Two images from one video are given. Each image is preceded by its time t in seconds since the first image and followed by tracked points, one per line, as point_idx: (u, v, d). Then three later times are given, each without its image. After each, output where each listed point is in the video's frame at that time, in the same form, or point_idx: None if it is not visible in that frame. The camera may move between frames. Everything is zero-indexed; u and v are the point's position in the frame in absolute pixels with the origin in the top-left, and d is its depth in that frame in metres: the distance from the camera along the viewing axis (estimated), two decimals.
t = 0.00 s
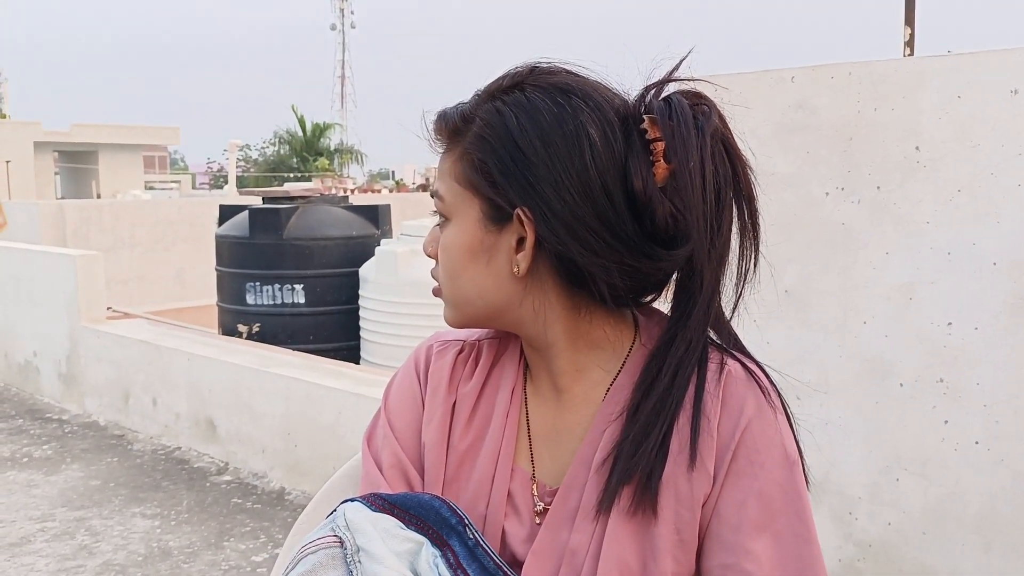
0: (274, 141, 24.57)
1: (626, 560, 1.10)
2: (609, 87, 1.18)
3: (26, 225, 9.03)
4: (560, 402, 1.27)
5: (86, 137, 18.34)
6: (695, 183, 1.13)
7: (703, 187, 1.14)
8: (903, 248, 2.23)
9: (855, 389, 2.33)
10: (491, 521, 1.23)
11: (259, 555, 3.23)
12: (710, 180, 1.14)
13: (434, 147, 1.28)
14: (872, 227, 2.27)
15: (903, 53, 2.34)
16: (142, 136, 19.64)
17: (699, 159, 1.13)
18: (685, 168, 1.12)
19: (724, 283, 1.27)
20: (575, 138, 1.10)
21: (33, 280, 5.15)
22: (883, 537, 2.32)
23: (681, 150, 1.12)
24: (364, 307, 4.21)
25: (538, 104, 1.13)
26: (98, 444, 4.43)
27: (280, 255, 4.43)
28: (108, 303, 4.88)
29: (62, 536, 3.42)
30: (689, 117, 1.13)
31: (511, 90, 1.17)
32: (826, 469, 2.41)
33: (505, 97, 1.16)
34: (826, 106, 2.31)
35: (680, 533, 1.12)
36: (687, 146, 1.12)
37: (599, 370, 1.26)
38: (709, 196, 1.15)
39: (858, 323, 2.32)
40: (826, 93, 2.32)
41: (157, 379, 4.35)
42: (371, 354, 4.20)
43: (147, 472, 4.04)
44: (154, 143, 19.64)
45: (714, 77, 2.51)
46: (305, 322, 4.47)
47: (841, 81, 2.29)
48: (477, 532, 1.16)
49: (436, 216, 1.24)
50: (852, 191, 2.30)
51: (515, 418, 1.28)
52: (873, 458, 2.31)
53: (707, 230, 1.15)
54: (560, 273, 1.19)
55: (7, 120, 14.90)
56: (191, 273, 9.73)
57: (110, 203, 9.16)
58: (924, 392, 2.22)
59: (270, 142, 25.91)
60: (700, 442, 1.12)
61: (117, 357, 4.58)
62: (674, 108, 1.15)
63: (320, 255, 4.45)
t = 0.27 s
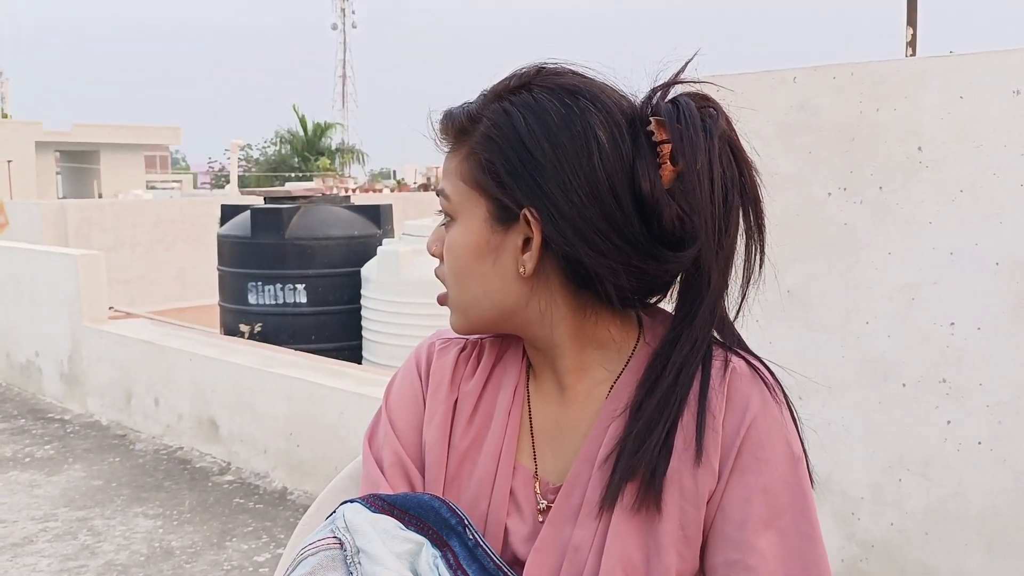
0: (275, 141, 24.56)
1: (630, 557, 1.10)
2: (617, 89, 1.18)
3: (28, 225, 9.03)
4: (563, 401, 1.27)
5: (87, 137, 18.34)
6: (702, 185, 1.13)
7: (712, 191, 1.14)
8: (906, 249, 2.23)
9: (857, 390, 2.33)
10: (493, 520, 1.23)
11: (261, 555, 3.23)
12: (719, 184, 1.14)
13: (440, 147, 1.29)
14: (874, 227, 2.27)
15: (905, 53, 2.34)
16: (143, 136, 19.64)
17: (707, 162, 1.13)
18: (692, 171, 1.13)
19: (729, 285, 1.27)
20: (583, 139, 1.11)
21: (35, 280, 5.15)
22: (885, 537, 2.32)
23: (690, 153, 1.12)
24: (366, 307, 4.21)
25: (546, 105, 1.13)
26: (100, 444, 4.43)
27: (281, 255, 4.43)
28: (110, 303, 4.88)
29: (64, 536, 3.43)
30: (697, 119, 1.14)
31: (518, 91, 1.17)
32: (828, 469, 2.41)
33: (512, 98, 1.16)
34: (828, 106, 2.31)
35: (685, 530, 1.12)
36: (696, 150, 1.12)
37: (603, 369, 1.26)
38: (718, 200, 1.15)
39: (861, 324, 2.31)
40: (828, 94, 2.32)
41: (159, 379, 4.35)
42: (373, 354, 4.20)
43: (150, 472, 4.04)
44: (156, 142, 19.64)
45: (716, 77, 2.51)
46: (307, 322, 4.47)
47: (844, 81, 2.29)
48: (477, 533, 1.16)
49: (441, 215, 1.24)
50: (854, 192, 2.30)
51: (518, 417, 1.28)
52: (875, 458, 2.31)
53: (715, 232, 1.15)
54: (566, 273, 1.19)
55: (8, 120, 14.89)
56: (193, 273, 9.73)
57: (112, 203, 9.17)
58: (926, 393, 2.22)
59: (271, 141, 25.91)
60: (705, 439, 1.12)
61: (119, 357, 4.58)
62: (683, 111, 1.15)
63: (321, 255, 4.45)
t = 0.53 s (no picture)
0: (276, 140, 24.55)
1: (631, 557, 1.10)
2: (635, 91, 1.18)
3: (29, 225, 9.04)
4: (566, 400, 1.27)
5: (88, 137, 18.35)
6: (717, 196, 1.13)
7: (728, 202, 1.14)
8: (907, 248, 2.23)
9: (859, 389, 2.33)
10: (493, 520, 1.22)
11: (261, 555, 3.23)
12: (737, 196, 1.14)
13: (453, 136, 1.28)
14: (876, 226, 2.27)
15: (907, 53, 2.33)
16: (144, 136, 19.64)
17: (725, 174, 1.13)
18: (709, 180, 1.13)
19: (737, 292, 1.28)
20: (599, 142, 1.10)
21: (36, 280, 5.16)
22: (887, 536, 2.31)
23: (707, 165, 1.12)
24: (367, 306, 4.21)
25: (565, 104, 1.13)
26: (101, 444, 4.43)
27: (282, 255, 4.43)
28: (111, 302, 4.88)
29: (65, 535, 3.43)
30: (717, 131, 1.13)
31: (536, 87, 1.17)
32: (829, 468, 2.41)
33: (530, 94, 1.16)
34: (830, 105, 2.31)
35: (686, 531, 1.11)
36: (715, 162, 1.12)
37: (606, 369, 1.26)
38: (734, 211, 1.15)
39: (862, 323, 2.31)
40: (830, 93, 2.31)
41: (159, 379, 4.35)
42: (374, 354, 4.20)
43: (150, 472, 4.04)
44: (157, 142, 19.64)
45: (718, 77, 2.51)
46: (307, 321, 4.47)
47: (845, 81, 2.29)
48: (478, 533, 1.16)
49: (449, 209, 1.23)
50: (855, 191, 2.30)
51: (518, 417, 1.28)
52: (877, 458, 2.31)
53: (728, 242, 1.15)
54: (573, 274, 1.19)
55: (8, 120, 14.90)
56: (193, 273, 9.73)
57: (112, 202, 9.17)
58: (928, 392, 2.22)
59: (272, 142, 25.91)
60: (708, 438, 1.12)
61: (120, 357, 4.58)
62: (703, 120, 1.15)
63: (323, 255, 4.45)
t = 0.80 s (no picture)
0: (276, 140, 24.55)
1: (638, 561, 1.10)
2: (631, 89, 1.18)
3: (29, 225, 9.04)
4: (571, 402, 1.27)
5: (88, 137, 18.35)
6: (719, 190, 1.13)
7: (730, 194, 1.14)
8: (908, 249, 2.22)
9: (859, 390, 2.33)
10: (498, 522, 1.23)
11: (262, 555, 3.23)
12: (738, 189, 1.14)
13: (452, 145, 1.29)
14: (876, 227, 2.27)
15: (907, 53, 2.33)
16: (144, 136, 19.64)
17: (726, 165, 1.13)
18: (709, 174, 1.13)
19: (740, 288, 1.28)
20: (599, 142, 1.11)
21: (36, 280, 5.16)
22: (888, 537, 2.31)
23: (708, 157, 1.12)
24: (368, 306, 4.21)
25: (562, 106, 1.13)
26: (101, 444, 4.43)
27: (283, 255, 4.43)
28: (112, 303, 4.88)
29: (66, 536, 3.43)
30: (716, 122, 1.13)
31: (533, 90, 1.17)
32: (830, 469, 2.41)
33: (528, 97, 1.16)
34: (830, 106, 2.31)
35: (693, 534, 1.11)
36: (715, 155, 1.12)
37: (611, 371, 1.26)
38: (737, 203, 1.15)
39: (863, 324, 2.31)
40: (831, 94, 2.32)
41: (160, 379, 4.36)
42: (374, 354, 4.20)
43: (151, 472, 4.04)
44: (157, 142, 19.63)
45: (719, 77, 2.51)
46: (308, 322, 4.47)
47: (846, 82, 2.29)
48: (483, 535, 1.16)
49: (451, 215, 1.23)
50: (856, 191, 2.30)
51: (524, 419, 1.28)
52: (878, 458, 2.31)
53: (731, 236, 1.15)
54: (577, 276, 1.19)
55: (8, 120, 14.90)
56: (194, 273, 9.73)
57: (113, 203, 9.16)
58: (929, 393, 2.22)
59: (272, 142, 25.90)
60: (714, 441, 1.12)
61: (121, 357, 4.58)
62: (701, 113, 1.15)
63: (323, 255, 4.45)
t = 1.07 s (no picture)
0: (280, 139, 24.58)
1: (641, 556, 1.11)
2: (628, 87, 1.18)
3: (35, 223, 9.06)
4: (573, 400, 1.27)
5: (92, 135, 18.40)
6: (718, 186, 1.13)
7: (729, 190, 1.14)
8: (912, 246, 2.22)
9: (863, 387, 2.33)
10: (502, 519, 1.23)
11: (267, 552, 3.24)
12: (737, 184, 1.15)
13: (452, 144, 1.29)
14: (880, 225, 2.27)
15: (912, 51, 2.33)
16: (148, 135, 19.67)
17: (724, 162, 1.13)
18: (708, 171, 1.13)
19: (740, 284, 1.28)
20: (598, 139, 1.11)
21: (42, 278, 5.17)
22: (892, 535, 2.31)
23: (707, 154, 1.12)
24: (372, 304, 4.22)
25: (561, 104, 1.13)
26: (106, 442, 4.45)
27: (287, 253, 4.44)
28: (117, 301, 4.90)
29: (72, 533, 3.44)
30: (714, 120, 1.14)
31: (531, 89, 1.17)
32: (834, 467, 2.41)
33: (526, 96, 1.16)
34: (835, 105, 2.31)
35: (696, 530, 1.12)
36: (713, 150, 1.12)
37: (612, 368, 1.26)
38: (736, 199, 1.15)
39: (867, 322, 2.31)
40: (834, 92, 2.32)
41: (165, 377, 4.37)
42: (379, 352, 4.21)
43: (156, 470, 4.05)
44: (161, 141, 19.66)
45: (722, 76, 2.51)
46: (312, 320, 4.48)
47: (850, 80, 2.29)
48: (487, 533, 1.16)
49: (452, 214, 1.24)
50: (859, 190, 2.30)
51: (526, 416, 1.28)
52: (881, 456, 2.31)
53: (730, 232, 1.15)
54: (578, 272, 1.19)
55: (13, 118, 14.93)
56: (198, 272, 9.74)
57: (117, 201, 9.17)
58: (933, 390, 2.22)
59: (276, 141, 25.92)
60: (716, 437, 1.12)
61: (126, 355, 4.60)
62: (699, 109, 1.15)
63: (327, 254, 4.46)
